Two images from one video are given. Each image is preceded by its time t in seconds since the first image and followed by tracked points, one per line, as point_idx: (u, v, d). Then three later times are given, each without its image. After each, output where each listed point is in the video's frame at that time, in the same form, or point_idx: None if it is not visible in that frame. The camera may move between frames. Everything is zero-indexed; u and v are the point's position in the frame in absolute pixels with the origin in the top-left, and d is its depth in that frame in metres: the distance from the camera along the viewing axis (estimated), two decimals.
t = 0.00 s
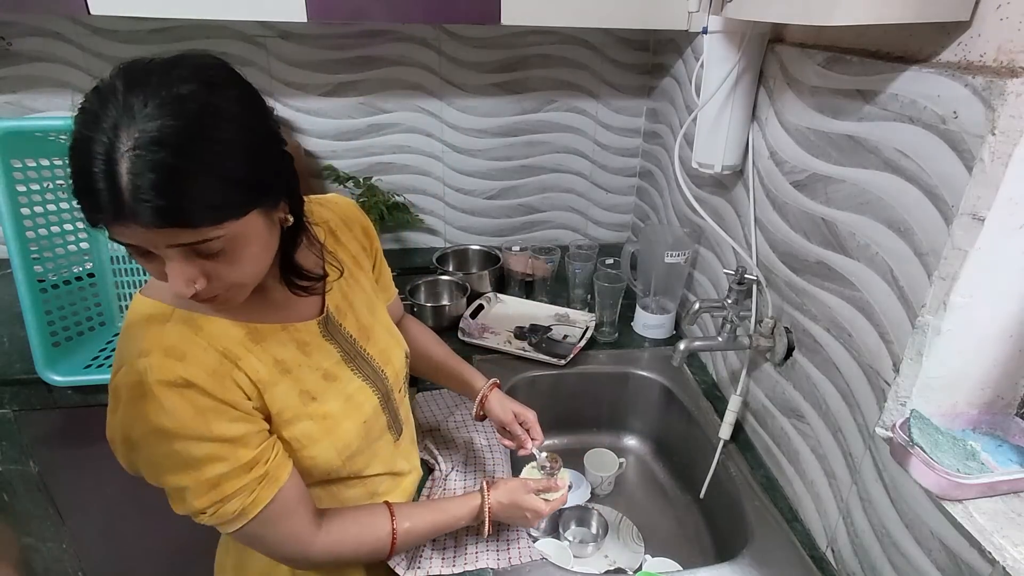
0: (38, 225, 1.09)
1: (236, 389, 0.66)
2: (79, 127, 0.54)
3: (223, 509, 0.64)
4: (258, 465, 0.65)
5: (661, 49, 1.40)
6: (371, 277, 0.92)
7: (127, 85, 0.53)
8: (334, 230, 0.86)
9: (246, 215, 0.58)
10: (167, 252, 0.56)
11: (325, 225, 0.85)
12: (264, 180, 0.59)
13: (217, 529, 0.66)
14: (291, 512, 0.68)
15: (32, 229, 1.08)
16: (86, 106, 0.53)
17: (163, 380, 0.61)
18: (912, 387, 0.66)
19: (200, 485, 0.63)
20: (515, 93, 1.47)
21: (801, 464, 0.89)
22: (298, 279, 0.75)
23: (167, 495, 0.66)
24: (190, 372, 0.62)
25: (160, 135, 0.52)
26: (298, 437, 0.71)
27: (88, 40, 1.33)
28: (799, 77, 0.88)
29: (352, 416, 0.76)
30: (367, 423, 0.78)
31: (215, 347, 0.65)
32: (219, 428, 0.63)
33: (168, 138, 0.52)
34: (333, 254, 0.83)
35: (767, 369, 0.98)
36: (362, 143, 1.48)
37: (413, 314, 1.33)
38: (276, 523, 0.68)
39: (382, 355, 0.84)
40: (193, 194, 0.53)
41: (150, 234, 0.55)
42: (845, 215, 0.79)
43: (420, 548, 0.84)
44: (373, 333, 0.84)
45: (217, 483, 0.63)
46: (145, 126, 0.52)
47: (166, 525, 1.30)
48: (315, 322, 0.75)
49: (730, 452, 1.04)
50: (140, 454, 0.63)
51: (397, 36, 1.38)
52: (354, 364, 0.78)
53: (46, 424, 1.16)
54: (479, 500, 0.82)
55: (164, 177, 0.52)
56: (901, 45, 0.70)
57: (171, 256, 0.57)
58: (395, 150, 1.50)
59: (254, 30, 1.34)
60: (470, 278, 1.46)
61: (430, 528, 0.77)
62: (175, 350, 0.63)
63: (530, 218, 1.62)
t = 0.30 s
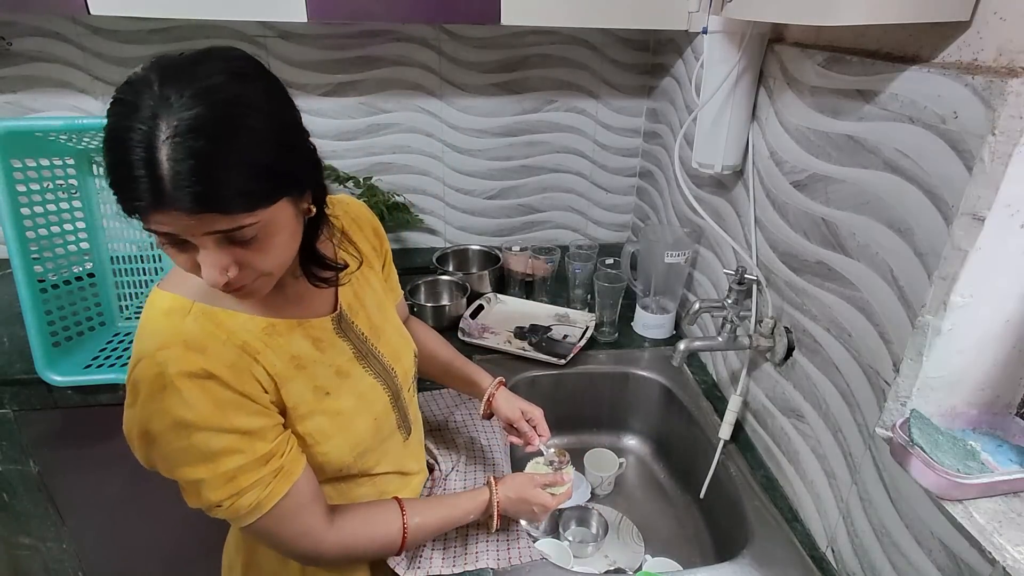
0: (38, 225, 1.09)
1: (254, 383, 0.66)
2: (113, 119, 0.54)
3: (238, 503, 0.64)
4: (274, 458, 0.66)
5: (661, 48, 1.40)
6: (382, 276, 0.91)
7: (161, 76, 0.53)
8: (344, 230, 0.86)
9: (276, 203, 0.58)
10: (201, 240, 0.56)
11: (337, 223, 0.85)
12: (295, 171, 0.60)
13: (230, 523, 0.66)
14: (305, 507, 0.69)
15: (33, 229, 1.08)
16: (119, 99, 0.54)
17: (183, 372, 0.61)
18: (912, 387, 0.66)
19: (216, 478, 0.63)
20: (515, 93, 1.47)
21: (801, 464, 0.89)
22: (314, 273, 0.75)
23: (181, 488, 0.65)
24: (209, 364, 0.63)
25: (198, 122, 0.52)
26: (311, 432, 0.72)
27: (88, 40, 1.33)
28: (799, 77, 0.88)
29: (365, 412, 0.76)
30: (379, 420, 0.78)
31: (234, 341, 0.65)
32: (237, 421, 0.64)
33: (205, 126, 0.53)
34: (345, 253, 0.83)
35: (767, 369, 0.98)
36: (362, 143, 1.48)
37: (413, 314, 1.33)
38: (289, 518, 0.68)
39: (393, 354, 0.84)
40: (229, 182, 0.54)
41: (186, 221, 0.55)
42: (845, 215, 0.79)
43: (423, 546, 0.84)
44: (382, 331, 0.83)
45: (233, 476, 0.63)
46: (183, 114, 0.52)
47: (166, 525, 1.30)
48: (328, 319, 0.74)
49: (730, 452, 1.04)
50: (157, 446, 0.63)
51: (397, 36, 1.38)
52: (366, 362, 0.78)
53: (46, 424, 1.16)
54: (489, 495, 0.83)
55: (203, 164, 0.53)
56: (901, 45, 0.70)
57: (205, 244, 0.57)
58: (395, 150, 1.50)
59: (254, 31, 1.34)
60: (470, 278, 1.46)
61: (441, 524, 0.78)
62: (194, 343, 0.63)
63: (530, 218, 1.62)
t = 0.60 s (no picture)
0: (38, 225, 1.08)
1: (267, 371, 0.66)
2: (148, 106, 0.54)
3: (249, 490, 0.64)
4: (285, 446, 0.66)
5: (661, 49, 1.40)
6: (390, 275, 0.92)
7: (197, 63, 0.54)
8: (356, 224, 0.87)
9: (305, 187, 0.59)
10: (231, 223, 0.57)
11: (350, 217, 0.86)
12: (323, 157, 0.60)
13: (238, 511, 0.66)
14: (312, 497, 0.69)
15: (33, 229, 1.08)
16: (154, 85, 0.54)
17: (200, 357, 0.61)
18: (912, 387, 0.66)
19: (228, 464, 0.63)
20: (515, 93, 1.47)
21: (801, 464, 0.89)
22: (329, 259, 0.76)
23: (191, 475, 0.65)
24: (226, 351, 0.63)
25: (236, 106, 0.53)
26: (320, 423, 0.72)
27: (88, 40, 1.33)
28: (799, 77, 0.88)
29: (373, 407, 0.76)
30: (386, 415, 0.78)
31: (248, 330, 0.65)
32: (251, 408, 0.64)
33: (243, 110, 0.53)
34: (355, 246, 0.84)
35: (767, 369, 0.98)
36: (362, 143, 1.48)
37: (413, 314, 1.33)
38: (297, 509, 0.68)
39: (399, 351, 0.83)
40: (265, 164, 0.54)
41: (218, 203, 0.55)
42: (845, 215, 0.79)
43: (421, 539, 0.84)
44: (388, 328, 0.83)
45: (245, 462, 0.63)
46: (221, 98, 0.53)
47: (166, 525, 1.30)
48: (338, 312, 0.75)
49: (730, 452, 1.04)
50: (170, 430, 0.62)
51: (398, 36, 1.38)
52: (373, 357, 0.78)
53: (46, 424, 1.16)
54: (493, 490, 0.84)
55: (240, 147, 0.53)
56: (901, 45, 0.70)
57: (235, 227, 0.57)
58: (396, 150, 1.50)
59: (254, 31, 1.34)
60: (470, 278, 1.46)
61: (447, 516, 0.79)
62: (211, 329, 0.63)
63: (530, 218, 1.62)
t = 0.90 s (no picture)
0: (38, 224, 1.08)
1: (284, 359, 0.66)
2: (168, 94, 0.54)
3: (275, 474, 0.64)
4: (305, 431, 0.66)
5: (661, 48, 1.40)
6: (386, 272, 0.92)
7: (213, 50, 0.54)
8: (353, 221, 0.88)
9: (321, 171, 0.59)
10: (252, 205, 0.57)
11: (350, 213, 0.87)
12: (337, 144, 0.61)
13: (261, 498, 0.66)
14: (333, 480, 0.69)
15: (32, 228, 1.08)
16: (173, 73, 0.54)
17: (222, 345, 0.61)
18: (912, 387, 0.66)
19: (253, 450, 0.63)
20: (515, 93, 1.47)
21: (801, 464, 0.89)
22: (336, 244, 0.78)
23: (212, 466, 0.64)
24: (244, 338, 0.62)
25: (258, 90, 0.54)
26: (332, 411, 0.72)
27: (88, 40, 1.33)
28: (799, 77, 0.88)
29: (379, 395, 0.76)
30: (390, 404, 0.78)
31: (263, 319, 0.65)
32: (272, 393, 0.64)
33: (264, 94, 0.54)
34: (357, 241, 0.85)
35: (767, 369, 0.98)
36: (362, 143, 1.48)
37: (413, 314, 1.33)
38: (319, 492, 0.68)
39: (398, 344, 0.84)
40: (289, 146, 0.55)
41: (241, 184, 0.55)
42: (845, 215, 0.79)
43: (423, 527, 0.84)
44: (388, 322, 0.83)
45: (271, 446, 0.64)
46: (243, 83, 0.53)
47: (166, 525, 1.30)
48: (341, 303, 0.75)
49: (731, 452, 1.04)
50: (192, 423, 0.61)
51: (398, 36, 1.38)
52: (375, 348, 0.78)
53: (46, 424, 1.16)
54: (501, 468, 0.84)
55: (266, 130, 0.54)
56: (901, 45, 0.70)
57: (255, 209, 0.57)
58: (396, 150, 1.50)
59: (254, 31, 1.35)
60: (470, 278, 1.46)
61: (467, 489, 0.81)
62: (228, 318, 0.62)
63: (530, 218, 1.62)
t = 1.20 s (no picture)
0: (38, 224, 1.09)
1: (315, 320, 0.68)
2: (233, 66, 0.59)
3: (304, 430, 0.64)
4: (333, 388, 0.68)
5: (661, 48, 1.40)
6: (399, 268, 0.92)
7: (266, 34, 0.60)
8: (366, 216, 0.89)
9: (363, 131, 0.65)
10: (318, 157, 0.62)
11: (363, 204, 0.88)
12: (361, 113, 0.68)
13: (287, 457, 0.66)
14: (357, 442, 0.69)
15: (32, 228, 1.08)
16: (237, 49, 0.59)
17: (261, 297, 0.63)
18: (912, 387, 0.66)
19: (286, 402, 0.63)
20: (516, 93, 1.47)
21: (801, 464, 0.89)
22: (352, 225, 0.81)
23: (241, 422, 0.64)
24: (281, 294, 0.64)
25: (316, 58, 0.59)
26: (355, 378, 0.73)
27: (88, 40, 1.33)
28: (799, 77, 0.88)
29: (396, 369, 0.78)
30: (405, 382, 0.80)
31: (295, 282, 0.67)
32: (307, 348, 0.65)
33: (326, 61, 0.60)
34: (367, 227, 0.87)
35: (767, 369, 0.98)
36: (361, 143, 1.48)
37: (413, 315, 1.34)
38: (344, 455, 0.68)
39: (413, 331, 0.85)
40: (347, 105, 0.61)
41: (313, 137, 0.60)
42: (845, 215, 0.79)
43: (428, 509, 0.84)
44: (404, 306, 0.85)
45: (303, 399, 0.64)
46: (308, 52, 0.60)
47: (166, 524, 1.30)
48: (362, 280, 0.77)
49: (731, 452, 1.04)
50: (228, 374, 0.62)
51: (398, 36, 1.38)
52: (392, 328, 0.79)
53: (46, 424, 1.16)
54: (517, 454, 0.85)
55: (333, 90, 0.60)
56: (901, 45, 0.70)
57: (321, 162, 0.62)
58: (396, 150, 1.50)
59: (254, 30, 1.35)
60: (470, 278, 1.46)
61: (481, 474, 0.81)
62: (265, 275, 0.65)
63: (530, 218, 1.62)
